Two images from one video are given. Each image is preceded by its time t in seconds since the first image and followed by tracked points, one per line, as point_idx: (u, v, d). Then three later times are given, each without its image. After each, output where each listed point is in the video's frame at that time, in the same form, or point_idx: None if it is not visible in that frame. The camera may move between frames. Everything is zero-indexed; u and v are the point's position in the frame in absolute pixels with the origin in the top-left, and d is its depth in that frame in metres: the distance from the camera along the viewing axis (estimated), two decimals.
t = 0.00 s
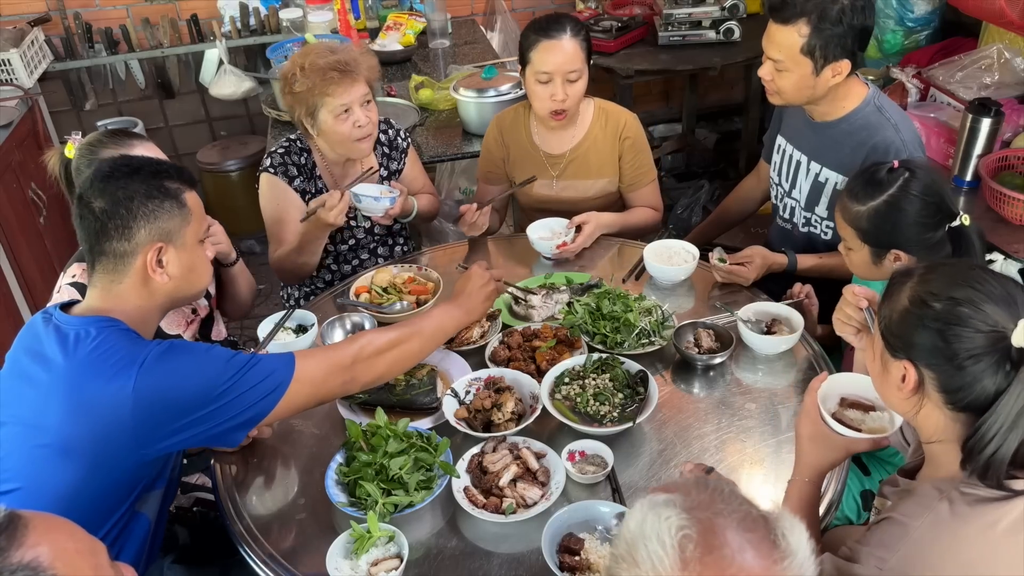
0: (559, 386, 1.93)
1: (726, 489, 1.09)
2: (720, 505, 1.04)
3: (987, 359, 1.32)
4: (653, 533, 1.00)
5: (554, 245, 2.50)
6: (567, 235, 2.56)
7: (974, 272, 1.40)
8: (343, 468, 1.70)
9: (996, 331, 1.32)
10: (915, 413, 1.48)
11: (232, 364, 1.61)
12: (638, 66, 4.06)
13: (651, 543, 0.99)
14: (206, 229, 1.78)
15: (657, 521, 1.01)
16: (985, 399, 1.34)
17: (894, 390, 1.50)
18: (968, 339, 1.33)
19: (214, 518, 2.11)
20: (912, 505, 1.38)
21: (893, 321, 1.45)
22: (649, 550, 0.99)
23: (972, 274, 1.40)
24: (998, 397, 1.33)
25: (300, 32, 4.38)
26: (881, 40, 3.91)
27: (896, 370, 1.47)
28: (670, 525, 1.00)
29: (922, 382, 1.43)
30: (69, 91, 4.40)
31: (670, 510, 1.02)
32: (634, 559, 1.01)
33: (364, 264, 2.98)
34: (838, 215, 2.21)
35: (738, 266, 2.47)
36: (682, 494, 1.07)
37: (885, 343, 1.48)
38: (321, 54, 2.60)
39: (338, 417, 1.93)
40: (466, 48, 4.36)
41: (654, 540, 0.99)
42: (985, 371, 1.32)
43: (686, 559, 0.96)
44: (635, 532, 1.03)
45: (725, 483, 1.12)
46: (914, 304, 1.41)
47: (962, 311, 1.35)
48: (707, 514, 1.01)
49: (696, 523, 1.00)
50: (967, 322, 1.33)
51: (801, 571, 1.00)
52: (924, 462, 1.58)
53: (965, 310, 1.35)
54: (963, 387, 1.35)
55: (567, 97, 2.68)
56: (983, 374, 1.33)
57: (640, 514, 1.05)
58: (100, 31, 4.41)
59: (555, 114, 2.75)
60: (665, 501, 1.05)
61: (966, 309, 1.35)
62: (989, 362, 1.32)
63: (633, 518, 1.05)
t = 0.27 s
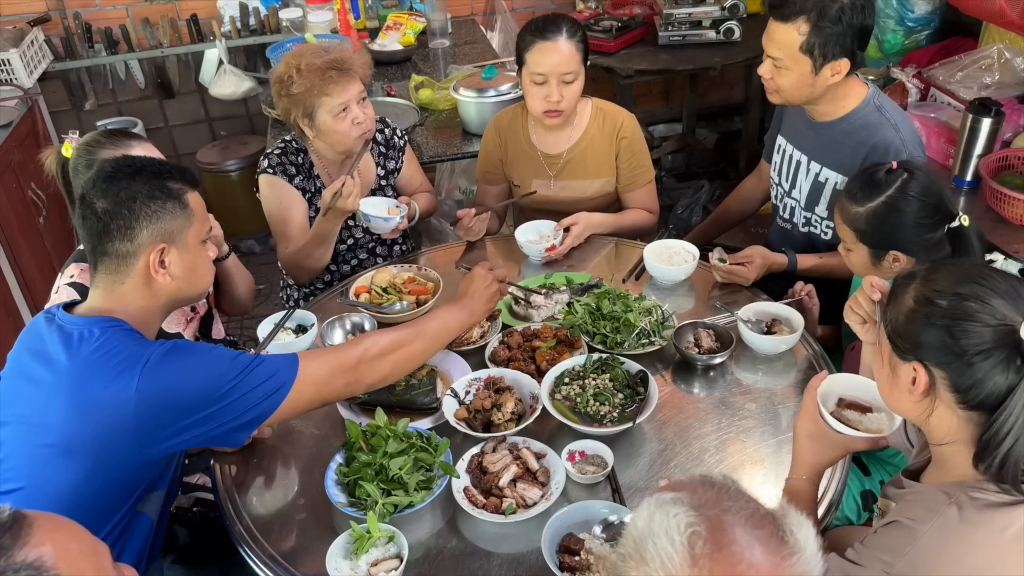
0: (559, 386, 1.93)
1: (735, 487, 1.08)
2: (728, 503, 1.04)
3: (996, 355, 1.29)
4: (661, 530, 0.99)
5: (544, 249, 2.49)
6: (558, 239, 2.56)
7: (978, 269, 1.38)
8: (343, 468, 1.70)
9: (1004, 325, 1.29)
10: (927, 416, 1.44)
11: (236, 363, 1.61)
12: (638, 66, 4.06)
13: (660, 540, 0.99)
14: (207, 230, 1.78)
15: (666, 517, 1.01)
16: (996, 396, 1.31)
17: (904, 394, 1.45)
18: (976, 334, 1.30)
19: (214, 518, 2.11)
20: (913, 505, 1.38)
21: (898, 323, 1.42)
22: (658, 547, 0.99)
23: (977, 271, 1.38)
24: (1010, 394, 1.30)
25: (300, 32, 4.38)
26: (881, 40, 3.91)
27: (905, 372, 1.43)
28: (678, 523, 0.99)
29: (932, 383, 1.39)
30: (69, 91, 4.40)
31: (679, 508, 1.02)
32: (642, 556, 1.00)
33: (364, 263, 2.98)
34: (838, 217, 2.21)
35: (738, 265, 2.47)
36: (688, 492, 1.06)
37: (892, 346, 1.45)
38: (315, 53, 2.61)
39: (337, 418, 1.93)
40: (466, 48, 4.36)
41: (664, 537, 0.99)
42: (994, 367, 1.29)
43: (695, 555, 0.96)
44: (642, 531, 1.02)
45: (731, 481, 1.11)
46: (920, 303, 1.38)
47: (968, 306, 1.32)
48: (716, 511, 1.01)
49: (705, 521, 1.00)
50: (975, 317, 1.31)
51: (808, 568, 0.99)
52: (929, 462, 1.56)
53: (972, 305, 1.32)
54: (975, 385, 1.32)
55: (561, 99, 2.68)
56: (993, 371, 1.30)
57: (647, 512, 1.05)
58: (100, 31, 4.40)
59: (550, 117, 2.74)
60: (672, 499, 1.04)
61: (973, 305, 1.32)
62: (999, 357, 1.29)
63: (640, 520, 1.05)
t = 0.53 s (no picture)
0: (559, 386, 1.93)
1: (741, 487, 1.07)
2: (736, 504, 1.02)
3: (1008, 356, 1.28)
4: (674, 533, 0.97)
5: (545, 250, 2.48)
6: (558, 241, 2.55)
7: (985, 268, 1.36)
8: (343, 468, 1.70)
9: (1015, 325, 1.28)
10: (937, 419, 1.42)
11: (242, 364, 1.61)
12: (638, 66, 4.06)
13: (671, 544, 0.97)
14: (209, 231, 1.78)
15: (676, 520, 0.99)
16: (1007, 398, 1.30)
17: (913, 397, 1.44)
18: (988, 335, 1.29)
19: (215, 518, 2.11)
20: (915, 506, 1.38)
21: (907, 325, 1.40)
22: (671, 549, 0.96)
23: (984, 270, 1.36)
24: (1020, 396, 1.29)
25: (300, 32, 4.38)
26: (881, 40, 3.92)
27: (915, 375, 1.41)
28: (689, 527, 0.98)
29: (944, 385, 1.37)
30: (69, 91, 4.40)
31: (689, 511, 1.00)
32: (652, 560, 0.98)
33: (364, 263, 2.97)
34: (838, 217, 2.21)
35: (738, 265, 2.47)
36: (697, 493, 1.04)
37: (901, 348, 1.43)
38: (311, 53, 2.62)
39: (337, 418, 1.93)
40: (466, 48, 4.36)
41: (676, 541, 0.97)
42: (1007, 368, 1.28)
43: (708, 561, 0.94)
44: (652, 534, 1.00)
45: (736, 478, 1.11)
46: (929, 305, 1.36)
47: (979, 307, 1.30)
48: (725, 515, 0.99)
49: (714, 524, 0.97)
50: (986, 317, 1.29)
51: (817, 571, 0.98)
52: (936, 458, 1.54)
53: (983, 305, 1.30)
54: (987, 387, 1.30)
55: (557, 107, 2.68)
56: (1006, 372, 1.28)
57: (655, 515, 1.03)
58: (100, 31, 4.41)
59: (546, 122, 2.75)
60: (682, 502, 1.02)
61: (984, 305, 1.30)
62: (1011, 358, 1.28)
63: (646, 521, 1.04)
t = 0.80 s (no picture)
0: (559, 386, 1.93)
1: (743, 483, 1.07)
2: (743, 500, 1.01)
3: None
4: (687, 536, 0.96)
5: (545, 250, 2.49)
6: (558, 241, 2.55)
7: (991, 269, 1.37)
8: (343, 468, 1.71)
9: None
10: (956, 424, 1.41)
11: (243, 364, 1.62)
12: (638, 66, 4.06)
13: (685, 546, 0.95)
14: (209, 232, 1.78)
15: (687, 521, 0.97)
16: None
17: (929, 403, 1.43)
18: (1002, 337, 1.30)
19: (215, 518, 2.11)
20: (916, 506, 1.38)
21: (918, 331, 1.40)
22: (685, 551, 0.95)
23: (991, 270, 1.36)
24: None
25: (300, 32, 4.38)
26: (881, 40, 3.92)
27: (932, 382, 1.41)
28: (702, 528, 0.96)
29: (964, 391, 1.37)
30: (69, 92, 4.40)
31: (698, 511, 0.98)
32: (666, 564, 0.96)
33: (363, 262, 2.97)
34: (839, 218, 2.21)
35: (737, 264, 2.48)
36: (701, 492, 1.03)
37: (914, 355, 1.43)
38: (313, 53, 2.62)
39: (337, 418, 1.94)
40: (466, 48, 4.37)
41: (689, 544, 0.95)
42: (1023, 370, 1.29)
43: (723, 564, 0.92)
44: (664, 540, 0.98)
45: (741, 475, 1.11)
46: (942, 310, 1.36)
47: (992, 310, 1.31)
48: (734, 512, 0.98)
49: (726, 523, 0.97)
50: (999, 320, 1.30)
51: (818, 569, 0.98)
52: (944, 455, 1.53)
53: (995, 308, 1.31)
54: (1005, 388, 1.31)
55: (555, 107, 2.69)
56: None
57: (663, 520, 1.00)
58: (100, 31, 4.41)
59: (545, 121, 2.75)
60: (688, 503, 1.00)
61: (995, 307, 1.31)
62: None
63: (653, 523, 1.02)
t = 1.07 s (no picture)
0: (559, 386, 1.93)
1: (763, 484, 1.07)
2: (767, 511, 1.00)
3: None
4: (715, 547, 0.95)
5: (545, 250, 2.49)
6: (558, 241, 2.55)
7: (994, 270, 1.37)
8: (343, 468, 1.71)
9: None
10: (966, 427, 1.40)
11: (218, 368, 1.59)
12: (638, 66, 4.06)
13: (711, 559, 0.94)
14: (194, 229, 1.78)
15: (714, 531, 0.97)
16: None
17: (937, 405, 1.42)
18: (1008, 339, 1.30)
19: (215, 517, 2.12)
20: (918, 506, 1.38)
21: (924, 335, 1.40)
22: (711, 564, 0.94)
23: (994, 272, 1.37)
24: None
25: (301, 32, 4.38)
26: (881, 40, 3.92)
27: (940, 385, 1.40)
28: (731, 541, 0.95)
29: (974, 393, 1.36)
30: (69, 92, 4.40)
31: (725, 523, 0.98)
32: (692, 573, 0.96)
33: (363, 262, 2.97)
34: (840, 219, 2.21)
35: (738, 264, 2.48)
36: (726, 498, 1.03)
37: (920, 359, 1.42)
38: (314, 54, 2.62)
39: (337, 417, 1.94)
40: (466, 48, 4.37)
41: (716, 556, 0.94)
42: None
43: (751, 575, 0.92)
44: (689, 551, 0.98)
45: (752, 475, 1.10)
46: (947, 314, 1.36)
47: (997, 312, 1.31)
48: (758, 525, 0.97)
49: (755, 535, 0.96)
50: (1005, 322, 1.30)
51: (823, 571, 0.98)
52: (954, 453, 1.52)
53: (1000, 309, 1.31)
54: (1017, 388, 1.31)
55: (553, 105, 2.69)
56: None
57: (689, 530, 1.00)
58: (100, 31, 4.41)
59: (543, 120, 2.76)
60: (713, 511, 1.00)
61: (1001, 309, 1.32)
62: None
63: (675, 531, 1.01)
